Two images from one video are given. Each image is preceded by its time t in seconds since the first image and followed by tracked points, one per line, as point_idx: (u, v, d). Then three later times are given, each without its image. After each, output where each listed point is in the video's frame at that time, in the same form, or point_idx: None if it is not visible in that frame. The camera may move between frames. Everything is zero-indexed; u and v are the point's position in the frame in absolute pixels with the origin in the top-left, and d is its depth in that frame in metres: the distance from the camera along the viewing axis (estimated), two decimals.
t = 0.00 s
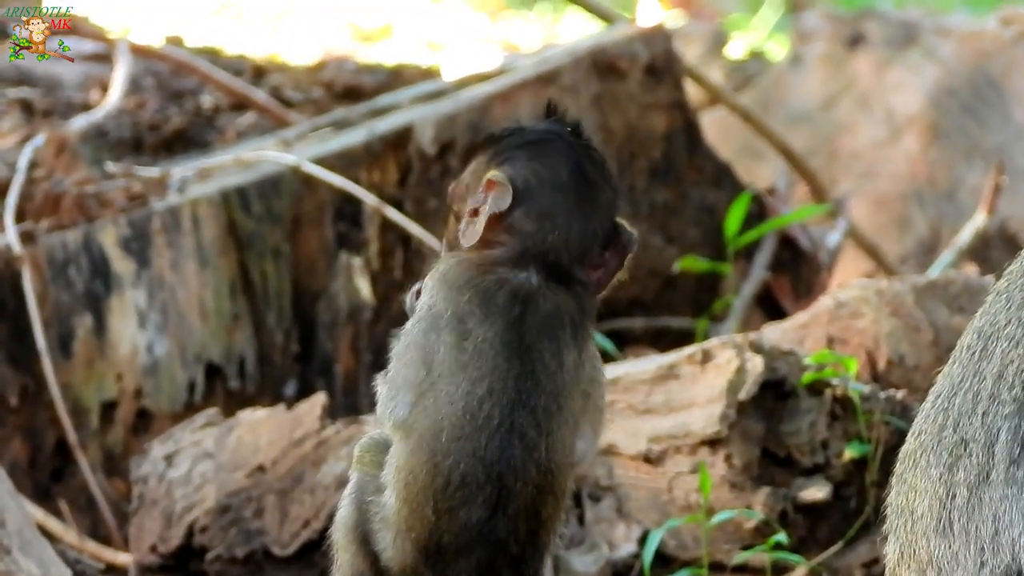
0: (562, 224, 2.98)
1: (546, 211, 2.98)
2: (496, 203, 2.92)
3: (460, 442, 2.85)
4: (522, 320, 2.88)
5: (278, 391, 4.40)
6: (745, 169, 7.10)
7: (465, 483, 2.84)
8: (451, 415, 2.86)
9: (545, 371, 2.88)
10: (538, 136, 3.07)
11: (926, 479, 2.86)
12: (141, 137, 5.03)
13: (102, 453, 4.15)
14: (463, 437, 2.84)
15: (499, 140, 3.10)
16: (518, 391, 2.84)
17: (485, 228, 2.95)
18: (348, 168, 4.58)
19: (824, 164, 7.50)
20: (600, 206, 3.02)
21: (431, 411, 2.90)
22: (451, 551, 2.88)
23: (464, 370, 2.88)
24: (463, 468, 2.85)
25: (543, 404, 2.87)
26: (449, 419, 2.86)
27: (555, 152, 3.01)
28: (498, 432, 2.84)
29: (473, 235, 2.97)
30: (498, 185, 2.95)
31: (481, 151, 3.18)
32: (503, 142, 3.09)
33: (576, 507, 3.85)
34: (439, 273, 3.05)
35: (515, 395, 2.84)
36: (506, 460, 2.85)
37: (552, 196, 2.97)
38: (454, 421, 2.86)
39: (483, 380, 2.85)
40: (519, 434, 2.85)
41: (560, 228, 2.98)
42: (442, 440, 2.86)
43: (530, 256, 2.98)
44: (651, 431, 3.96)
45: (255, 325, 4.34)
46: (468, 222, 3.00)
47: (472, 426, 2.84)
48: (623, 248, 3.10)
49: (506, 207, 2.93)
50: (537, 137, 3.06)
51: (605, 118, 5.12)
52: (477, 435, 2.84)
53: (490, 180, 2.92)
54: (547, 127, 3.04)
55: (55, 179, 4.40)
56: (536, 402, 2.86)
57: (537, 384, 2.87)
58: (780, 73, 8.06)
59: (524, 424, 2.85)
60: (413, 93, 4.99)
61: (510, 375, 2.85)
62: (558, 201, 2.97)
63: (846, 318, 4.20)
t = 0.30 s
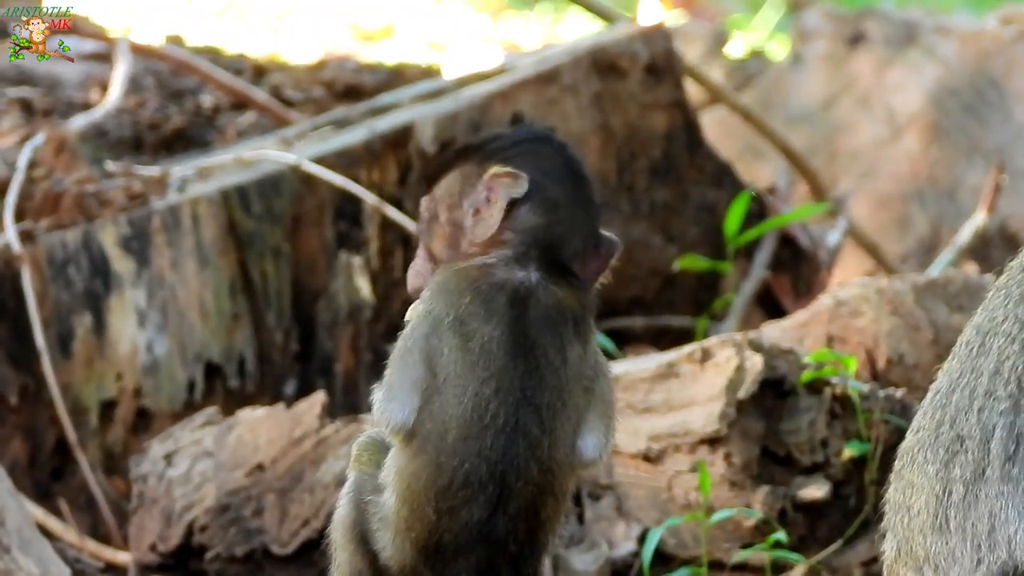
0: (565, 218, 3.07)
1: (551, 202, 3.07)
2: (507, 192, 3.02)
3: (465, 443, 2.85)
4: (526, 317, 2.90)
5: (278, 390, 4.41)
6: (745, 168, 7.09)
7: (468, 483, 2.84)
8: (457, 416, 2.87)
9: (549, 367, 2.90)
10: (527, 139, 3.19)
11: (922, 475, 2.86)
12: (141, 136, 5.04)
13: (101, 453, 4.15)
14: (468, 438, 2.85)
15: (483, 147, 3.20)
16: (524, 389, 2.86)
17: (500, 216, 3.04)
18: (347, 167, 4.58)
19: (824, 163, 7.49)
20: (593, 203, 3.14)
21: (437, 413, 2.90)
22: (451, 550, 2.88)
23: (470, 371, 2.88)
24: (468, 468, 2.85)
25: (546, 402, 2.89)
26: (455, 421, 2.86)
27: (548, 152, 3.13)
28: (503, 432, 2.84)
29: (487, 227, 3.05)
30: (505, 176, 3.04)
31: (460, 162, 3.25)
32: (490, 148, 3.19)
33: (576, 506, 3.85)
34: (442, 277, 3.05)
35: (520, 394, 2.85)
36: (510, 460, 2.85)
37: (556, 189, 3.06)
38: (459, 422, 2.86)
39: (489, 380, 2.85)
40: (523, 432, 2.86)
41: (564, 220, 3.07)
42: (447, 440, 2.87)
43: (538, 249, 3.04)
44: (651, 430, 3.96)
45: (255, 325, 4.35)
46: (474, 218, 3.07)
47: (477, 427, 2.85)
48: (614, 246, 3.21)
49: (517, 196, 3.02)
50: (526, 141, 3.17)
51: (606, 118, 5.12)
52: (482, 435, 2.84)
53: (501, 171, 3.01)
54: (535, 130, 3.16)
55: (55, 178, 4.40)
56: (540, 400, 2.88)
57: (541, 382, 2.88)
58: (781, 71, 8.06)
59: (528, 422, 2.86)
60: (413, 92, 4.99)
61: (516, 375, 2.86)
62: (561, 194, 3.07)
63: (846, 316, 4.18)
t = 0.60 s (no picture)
0: (542, 229, 3.07)
1: (527, 218, 3.06)
2: (483, 207, 3.04)
3: (453, 448, 2.87)
4: (515, 324, 2.92)
5: (261, 391, 4.41)
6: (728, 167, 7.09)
7: (454, 488, 2.86)
8: (447, 420, 2.88)
9: (537, 374, 2.94)
10: (502, 148, 3.18)
11: (905, 471, 2.85)
12: (123, 138, 5.04)
13: (84, 454, 4.15)
14: (457, 443, 2.87)
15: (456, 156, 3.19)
16: (512, 395, 2.89)
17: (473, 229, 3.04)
18: (329, 167, 4.59)
19: (806, 160, 7.49)
20: (568, 215, 3.16)
21: (425, 418, 2.91)
22: (435, 555, 2.90)
23: (460, 376, 2.89)
24: (454, 473, 2.86)
25: (533, 409, 2.92)
26: (444, 426, 2.88)
27: (522, 163, 3.13)
28: (491, 437, 2.87)
29: (461, 240, 3.06)
30: (480, 191, 3.05)
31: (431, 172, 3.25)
32: (463, 158, 3.18)
33: (558, 506, 3.86)
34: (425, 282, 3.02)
35: (509, 400, 2.88)
36: (495, 465, 2.87)
37: (532, 201, 3.07)
38: (449, 426, 2.87)
39: (480, 385, 2.87)
40: (510, 438, 2.88)
41: (541, 234, 3.07)
42: (434, 445, 2.89)
43: (514, 262, 3.05)
44: (633, 429, 3.95)
45: (238, 325, 4.34)
46: (446, 231, 3.08)
47: (466, 431, 2.87)
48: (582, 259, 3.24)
49: (492, 211, 3.04)
50: (499, 151, 3.17)
51: (589, 117, 5.12)
52: (470, 440, 2.86)
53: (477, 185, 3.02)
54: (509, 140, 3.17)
55: (37, 180, 4.40)
56: (527, 407, 2.91)
57: (529, 389, 2.92)
58: (763, 69, 8.05)
59: (515, 428, 2.89)
60: (395, 92, 5.00)
61: (506, 381, 2.89)
62: (536, 207, 3.07)
63: (828, 316, 4.19)
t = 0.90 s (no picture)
0: (513, 234, 3.07)
1: (497, 222, 3.07)
2: (450, 212, 3.02)
3: (426, 450, 2.85)
4: (489, 327, 2.94)
5: (227, 393, 4.41)
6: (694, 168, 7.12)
7: (426, 491, 2.84)
8: (420, 422, 2.86)
9: (511, 379, 2.94)
10: (465, 167, 3.22)
11: (871, 474, 2.92)
12: (88, 140, 5.08)
13: (50, 456, 4.16)
14: (430, 444, 2.85)
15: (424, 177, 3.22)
16: (486, 398, 2.88)
17: (446, 234, 3.00)
18: (294, 170, 4.57)
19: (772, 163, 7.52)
20: (540, 221, 3.16)
21: (398, 418, 2.89)
22: (404, 557, 2.88)
23: (435, 377, 2.88)
24: (426, 476, 2.84)
25: (505, 413, 2.92)
26: (417, 427, 2.86)
27: (489, 176, 3.15)
28: (464, 440, 2.86)
29: (433, 247, 3.01)
30: (447, 200, 3.04)
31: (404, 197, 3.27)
32: (433, 177, 3.21)
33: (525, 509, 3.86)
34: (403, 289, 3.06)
35: (482, 403, 2.88)
36: (468, 469, 2.86)
37: (500, 207, 3.07)
38: (422, 428, 2.86)
39: (454, 387, 2.87)
40: (483, 442, 2.88)
41: (513, 237, 3.07)
42: (407, 446, 2.86)
43: (488, 266, 3.04)
44: (599, 431, 3.94)
45: (204, 327, 4.35)
46: (419, 243, 3.05)
47: (439, 433, 2.85)
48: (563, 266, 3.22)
49: (460, 216, 3.03)
50: (466, 167, 3.20)
51: (554, 120, 5.13)
52: (443, 442, 2.85)
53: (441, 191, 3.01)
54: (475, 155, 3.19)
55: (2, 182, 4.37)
56: (501, 411, 2.91)
57: (502, 394, 2.91)
58: (729, 72, 8.13)
59: (489, 432, 2.89)
60: (361, 95, 5.01)
61: (480, 384, 2.88)
62: (505, 212, 3.08)
63: (794, 318, 4.20)
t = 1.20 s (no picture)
0: (478, 241, 3.08)
1: (461, 231, 3.07)
2: (412, 232, 3.00)
3: (388, 453, 2.86)
4: (450, 330, 2.94)
5: (200, 400, 4.44)
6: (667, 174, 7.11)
7: (394, 494, 2.85)
8: (380, 424, 2.89)
9: (474, 379, 2.93)
10: (428, 183, 3.24)
11: (845, 481, 3.00)
12: (61, 146, 5.10)
13: (24, 462, 4.15)
14: (391, 447, 2.86)
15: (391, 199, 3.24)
16: (445, 397, 2.88)
17: (413, 255, 3.00)
18: (268, 175, 4.58)
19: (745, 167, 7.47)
20: (508, 227, 3.16)
21: (360, 423, 2.92)
22: (379, 563, 2.88)
23: (393, 380, 2.90)
24: (393, 479, 2.86)
25: (468, 413, 2.91)
26: (378, 430, 2.88)
27: (453, 187, 3.17)
28: (426, 441, 2.86)
29: (402, 269, 2.99)
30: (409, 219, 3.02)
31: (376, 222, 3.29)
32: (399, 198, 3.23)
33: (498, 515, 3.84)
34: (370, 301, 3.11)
35: (441, 402, 2.88)
36: (434, 470, 2.86)
37: (463, 216, 3.08)
38: (383, 431, 2.88)
39: (411, 388, 2.88)
40: (446, 443, 2.87)
41: (477, 244, 3.07)
42: (370, 450, 2.88)
43: (458, 276, 3.04)
44: (573, 438, 3.95)
45: (178, 333, 4.35)
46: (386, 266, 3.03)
47: (400, 435, 2.86)
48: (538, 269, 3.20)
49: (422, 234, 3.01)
50: (430, 183, 3.22)
51: (527, 125, 5.17)
52: (405, 444, 2.86)
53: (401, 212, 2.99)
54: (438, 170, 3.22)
55: None
56: (462, 410, 2.90)
57: (463, 393, 2.90)
58: (702, 79, 8.17)
59: (451, 432, 2.88)
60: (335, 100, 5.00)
61: (438, 384, 2.88)
62: (470, 221, 3.08)
63: (768, 324, 4.19)
